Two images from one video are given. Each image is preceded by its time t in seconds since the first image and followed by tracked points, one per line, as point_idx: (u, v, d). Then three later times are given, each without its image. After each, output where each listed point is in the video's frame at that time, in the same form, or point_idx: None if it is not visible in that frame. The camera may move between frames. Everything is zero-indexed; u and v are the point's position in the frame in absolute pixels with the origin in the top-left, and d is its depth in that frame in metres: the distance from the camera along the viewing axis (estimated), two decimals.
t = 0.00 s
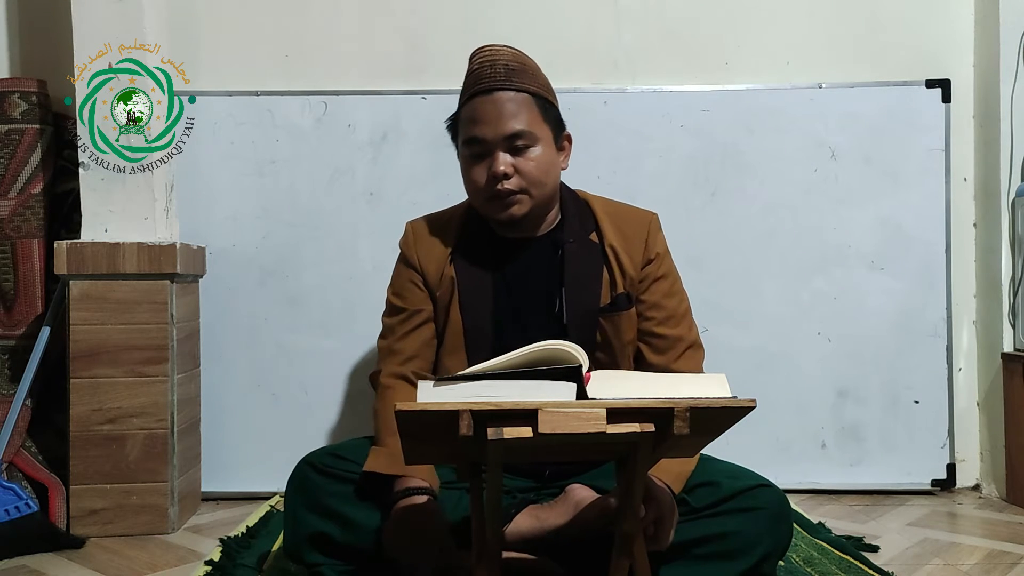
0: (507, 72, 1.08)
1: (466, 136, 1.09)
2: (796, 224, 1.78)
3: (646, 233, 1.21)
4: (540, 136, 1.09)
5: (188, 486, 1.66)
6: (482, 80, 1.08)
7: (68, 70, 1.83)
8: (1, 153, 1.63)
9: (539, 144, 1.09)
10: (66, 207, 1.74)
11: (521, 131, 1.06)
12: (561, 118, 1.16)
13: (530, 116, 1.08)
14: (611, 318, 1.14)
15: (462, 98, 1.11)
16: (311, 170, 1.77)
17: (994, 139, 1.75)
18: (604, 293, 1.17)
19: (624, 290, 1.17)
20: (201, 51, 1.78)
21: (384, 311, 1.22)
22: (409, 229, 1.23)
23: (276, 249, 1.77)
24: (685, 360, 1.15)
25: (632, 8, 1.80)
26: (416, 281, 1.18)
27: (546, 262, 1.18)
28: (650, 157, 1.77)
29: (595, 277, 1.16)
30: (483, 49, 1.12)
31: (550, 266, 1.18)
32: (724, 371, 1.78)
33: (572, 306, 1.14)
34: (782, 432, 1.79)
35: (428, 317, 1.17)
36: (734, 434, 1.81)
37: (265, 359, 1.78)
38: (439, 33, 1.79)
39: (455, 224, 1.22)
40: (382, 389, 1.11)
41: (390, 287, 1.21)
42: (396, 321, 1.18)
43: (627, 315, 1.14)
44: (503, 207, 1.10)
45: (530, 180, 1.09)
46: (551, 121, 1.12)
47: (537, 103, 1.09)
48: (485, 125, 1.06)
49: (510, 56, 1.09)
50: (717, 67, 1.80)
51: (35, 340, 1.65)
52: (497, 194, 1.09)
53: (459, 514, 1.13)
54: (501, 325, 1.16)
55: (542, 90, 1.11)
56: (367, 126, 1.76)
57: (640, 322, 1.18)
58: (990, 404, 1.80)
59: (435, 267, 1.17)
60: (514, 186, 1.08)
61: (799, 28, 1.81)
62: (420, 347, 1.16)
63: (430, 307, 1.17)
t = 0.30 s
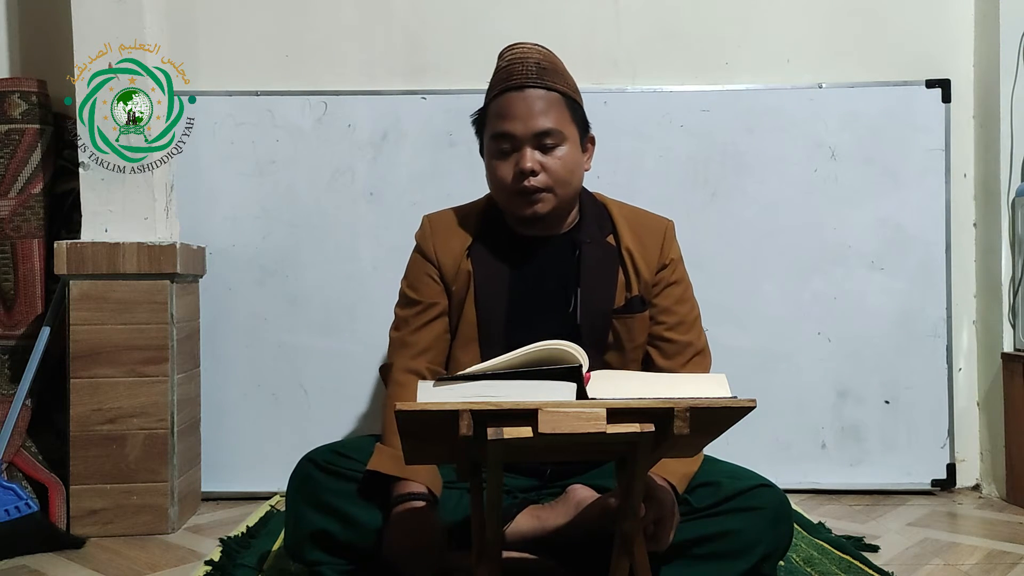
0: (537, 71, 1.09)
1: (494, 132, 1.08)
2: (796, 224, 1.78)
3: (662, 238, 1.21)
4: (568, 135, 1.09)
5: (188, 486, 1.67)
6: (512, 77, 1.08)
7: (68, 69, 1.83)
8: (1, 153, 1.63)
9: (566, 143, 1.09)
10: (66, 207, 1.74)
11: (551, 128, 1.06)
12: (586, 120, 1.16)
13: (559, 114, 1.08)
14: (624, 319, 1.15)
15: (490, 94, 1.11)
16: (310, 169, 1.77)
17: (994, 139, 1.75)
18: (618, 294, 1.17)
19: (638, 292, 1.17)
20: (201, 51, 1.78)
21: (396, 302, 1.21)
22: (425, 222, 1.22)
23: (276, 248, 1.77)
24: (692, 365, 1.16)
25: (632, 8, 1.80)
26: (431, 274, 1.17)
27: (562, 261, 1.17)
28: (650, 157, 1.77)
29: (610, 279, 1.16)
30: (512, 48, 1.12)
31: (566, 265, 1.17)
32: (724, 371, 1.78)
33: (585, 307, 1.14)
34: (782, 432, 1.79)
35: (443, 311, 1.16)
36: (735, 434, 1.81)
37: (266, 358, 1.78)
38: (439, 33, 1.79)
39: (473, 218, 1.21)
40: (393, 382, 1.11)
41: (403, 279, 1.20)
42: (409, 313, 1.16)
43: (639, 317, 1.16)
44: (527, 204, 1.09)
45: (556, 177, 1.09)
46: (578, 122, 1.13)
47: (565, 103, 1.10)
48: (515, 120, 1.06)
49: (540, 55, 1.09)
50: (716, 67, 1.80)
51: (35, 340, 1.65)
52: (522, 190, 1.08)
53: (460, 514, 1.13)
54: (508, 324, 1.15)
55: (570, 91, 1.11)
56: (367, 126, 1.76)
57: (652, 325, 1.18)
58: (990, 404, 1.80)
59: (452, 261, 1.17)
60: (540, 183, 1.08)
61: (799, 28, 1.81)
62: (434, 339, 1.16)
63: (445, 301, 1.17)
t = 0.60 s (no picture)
0: (559, 70, 1.09)
1: (515, 128, 1.08)
2: (796, 224, 1.78)
3: (670, 240, 1.21)
4: (589, 135, 1.09)
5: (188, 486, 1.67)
6: (534, 74, 1.08)
7: (68, 69, 1.83)
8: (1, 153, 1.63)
9: (586, 143, 1.10)
10: (66, 207, 1.74)
11: (573, 127, 1.07)
12: (603, 122, 1.17)
13: (580, 114, 1.08)
14: (631, 320, 1.15)
15: (510, 90, 1.10)
16: (310, 169, 1.77)
17: (994, 139, 1.75)
18: (626, 295, 1.17)
19: (646, 294, 1.17)
20: (201, 51, 1.78)
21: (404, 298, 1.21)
22: (434, 220, 1.22)
23: (277, 248, 1.77)
24: (696, 367, 1.16)
25: (632, 8, 1.80)
26: (440, 271, 1.17)
27: (570, 261, 1.17)
28: (650, 156, 1.77)
29: (619, 280, 1.16)
30: (533, 46, 1.12)
31: (575, 264, 1.17)
32: (724, 371, 1.78)
33: (593, 307, 1.14)
34: (781, 432, 1.79)
35: (452, 308, 1.16)
36: (735, 434, 1.81)
37: (266, 358, 1.78)
38: (439, 33, 1.79)
39: (483, 216, 1.22)
40: (399, 379, 1.11)
41: (412, 276, 1.20)
42: (418, 310, 1.16)
43: (647, 318, 1.16)
44: (546, 203, 1.09)
45: (576, 177, 1.09)
46: (596, 124, 1.13)
47: (585, 103, 1.10)
48: (537, 118, 1.06)
49: (562, 54, 1.10)
50: (716, 67, 1.80)
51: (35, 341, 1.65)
52: (541, 188, 1.08)
53: (460, 514, 1.13)
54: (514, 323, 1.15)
55: (590, 92, 1.12)
56: (367, 126, 1.76)
57: (658, 326, 1.18)
58: (990, 404, 1.80)
59: (461, 259, 1.17)
60: (560, 182, 1.07)
61: (799, 28, 1.81)
62: (442, 335, 1.16)
63: (454, 298, 1.17)
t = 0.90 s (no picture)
0: (562, 72, 1.09)
1: (517, 129, 1.07)
2: (796, 224, 1.78)
3: (667, 239, 1.21)
4: (589, 139, 1.10)
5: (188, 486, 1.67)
6: (536, 75, 1.08)
7: (68, 69, 1.83)
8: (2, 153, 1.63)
9: (587, 146, 1.10)
10: (66, 207, 1.74)
11: (575, 130, 1.07)
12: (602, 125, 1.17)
13: (582, 117, 1.08)
14: (628, 320, 1.15)
15: (512, 90, 1.10)
16: (310, 169, 1.77)
17: (994, 139, 1.75)
18: (623, 295, 1.17)
19: (643, 293, 1.17)
20: (201, 51, 1.78)
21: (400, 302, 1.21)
22: (431, 221, 1.22)
23: (276, 248, 1.77)
24: (694, 366, 1.16)
25: (632, 8, 1.80)
26: (436, 274, 1.17)
27: (567, 261, 1.18)
28: (650, 156, 1.77)
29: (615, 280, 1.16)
30: (534, 46, 1.12)
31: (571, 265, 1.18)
32: (724, 371, 1.78)
33: (590, 308, 1.14)
34: (781, 432, 1.79)
35: (448, 311, 1.16)
36: (735, 434, 1.81)
37: (266, 358, 1.78)
38: (439, 33, 1.79)
39: (479, 217, 1.21)
40: (397, 381, 1.11)
41: (408, 279, 1.20)
42: (414, 313, 1.16)
43: (644, 318, 1.15)
44: (545, 204, 1.09)
45: (576, 179, 1.09)
46: (596, 126, 1.13)
47: (586, 106, 1.10)
48: (540, 119, 1.06)
49: (564, 55, 1.10)
50: (716, 67, 1.80)
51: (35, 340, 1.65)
52: (542, 190, 1.08)
53: (460, 514, 1.13)
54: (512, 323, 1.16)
55: (591, 94, 1.12)
56: (367, 126, 1.76)
57: (655, 326, 1.18)
58: (990, 404, 1.80)
59: (457, 262, 1.16)
60: (561, 185, 1.08)
61: (799, 28, 1.81)
62: (437, 339, 1.15)
63: (449, 301, 1.17)
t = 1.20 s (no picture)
0: (548, 73, 1.09)
1: (503, 133, 1.08)
2: (796, 224, 1.78)
3: (658, 237, 1.21)
4: (578, 140, 1.10)
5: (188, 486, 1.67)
6: (522, 78, 1.08)
7: (68, 69, 1.83)
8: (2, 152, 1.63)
9: (575, 148, 1.10)
10: (66, 207, 1.74)
11: (562, 132, 1.07)
12: (590, 124, 1.17)
13: (569, 118, 1.09)
14: (621, 320, 1.15)
15: (498, 93, 1.10)
16: (310, 169, 1.77)
17: (994, 139, 1.75)
18: (616, 296, 1.17)
19: (636, 293, 1.17)
20: (201, 51, 1.78)
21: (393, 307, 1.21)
22: (421, 225, 1.22)
23: (276, 248, 1.77)
24: (690, 365, 1.16)
25: (632, 8, 1.80)
26: (427, 278, 1.17)
27: (558, 263, 1.18)
28: (650, 156, 1.77)
29: (607, 281, 1.16)
30: (520, 47, 1.11)
31: (563, 267, 1.18)
32: (724, 371, 1.78)
33: (583, 309, 1.14)
34: (781, 432, 1.79)
35: (439, 315, 1.16)
36: (735, 434, 1.81)
37: (266, 358, 1.78)
38: (439, 33, 1.79)
39: (468, 220, 1.22)
40: (390, 384, 1.11)
41: (400, 284, 1.20)
42: (406, 318, 1.17)
43: (637, 317, 1.15)
44: (535, 207, 1.09)
45: (565, 182, 1.09)
46: (584, 126, 1.14)
47: (573, 106, 1.10)
48: (526, 122, 1.06)
49: (549, 56, 1.10)
50: (716, 67, 1.80)
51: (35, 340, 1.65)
52: (531, 194, 1.08)
53: (460, 514, 1.13)
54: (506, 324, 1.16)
55: (577, 95, 1.12)
56: (367, 126, 1.76)
57: (650, 325, 1.18)
58: (990, 404, 1.80)
59: (447, 265, 1.17)
60: (550, 187, 1.08)
61: (799, 28, 1.81)
62: (430, 344, 1.15)
63: (441, 305, 1.17)
